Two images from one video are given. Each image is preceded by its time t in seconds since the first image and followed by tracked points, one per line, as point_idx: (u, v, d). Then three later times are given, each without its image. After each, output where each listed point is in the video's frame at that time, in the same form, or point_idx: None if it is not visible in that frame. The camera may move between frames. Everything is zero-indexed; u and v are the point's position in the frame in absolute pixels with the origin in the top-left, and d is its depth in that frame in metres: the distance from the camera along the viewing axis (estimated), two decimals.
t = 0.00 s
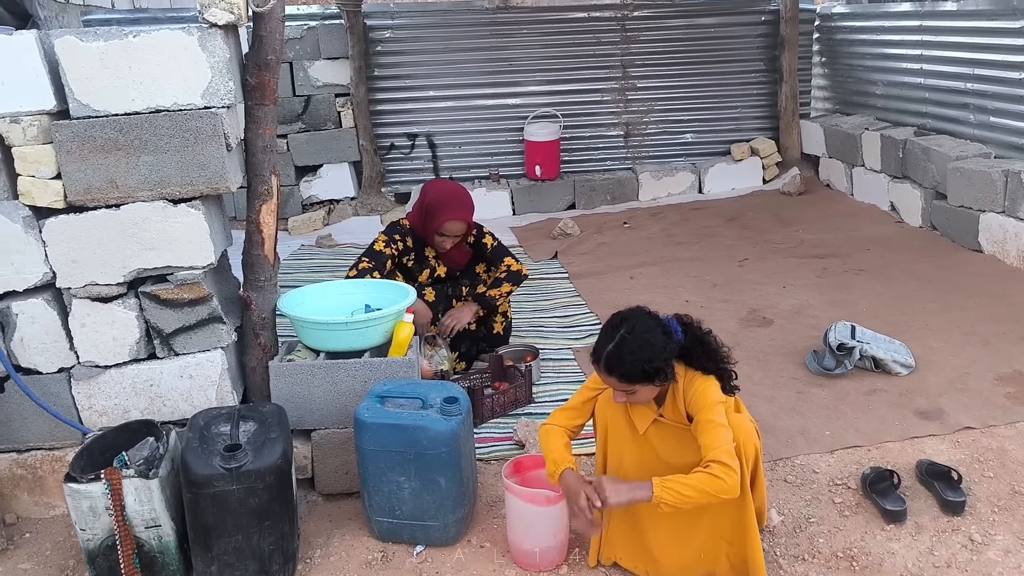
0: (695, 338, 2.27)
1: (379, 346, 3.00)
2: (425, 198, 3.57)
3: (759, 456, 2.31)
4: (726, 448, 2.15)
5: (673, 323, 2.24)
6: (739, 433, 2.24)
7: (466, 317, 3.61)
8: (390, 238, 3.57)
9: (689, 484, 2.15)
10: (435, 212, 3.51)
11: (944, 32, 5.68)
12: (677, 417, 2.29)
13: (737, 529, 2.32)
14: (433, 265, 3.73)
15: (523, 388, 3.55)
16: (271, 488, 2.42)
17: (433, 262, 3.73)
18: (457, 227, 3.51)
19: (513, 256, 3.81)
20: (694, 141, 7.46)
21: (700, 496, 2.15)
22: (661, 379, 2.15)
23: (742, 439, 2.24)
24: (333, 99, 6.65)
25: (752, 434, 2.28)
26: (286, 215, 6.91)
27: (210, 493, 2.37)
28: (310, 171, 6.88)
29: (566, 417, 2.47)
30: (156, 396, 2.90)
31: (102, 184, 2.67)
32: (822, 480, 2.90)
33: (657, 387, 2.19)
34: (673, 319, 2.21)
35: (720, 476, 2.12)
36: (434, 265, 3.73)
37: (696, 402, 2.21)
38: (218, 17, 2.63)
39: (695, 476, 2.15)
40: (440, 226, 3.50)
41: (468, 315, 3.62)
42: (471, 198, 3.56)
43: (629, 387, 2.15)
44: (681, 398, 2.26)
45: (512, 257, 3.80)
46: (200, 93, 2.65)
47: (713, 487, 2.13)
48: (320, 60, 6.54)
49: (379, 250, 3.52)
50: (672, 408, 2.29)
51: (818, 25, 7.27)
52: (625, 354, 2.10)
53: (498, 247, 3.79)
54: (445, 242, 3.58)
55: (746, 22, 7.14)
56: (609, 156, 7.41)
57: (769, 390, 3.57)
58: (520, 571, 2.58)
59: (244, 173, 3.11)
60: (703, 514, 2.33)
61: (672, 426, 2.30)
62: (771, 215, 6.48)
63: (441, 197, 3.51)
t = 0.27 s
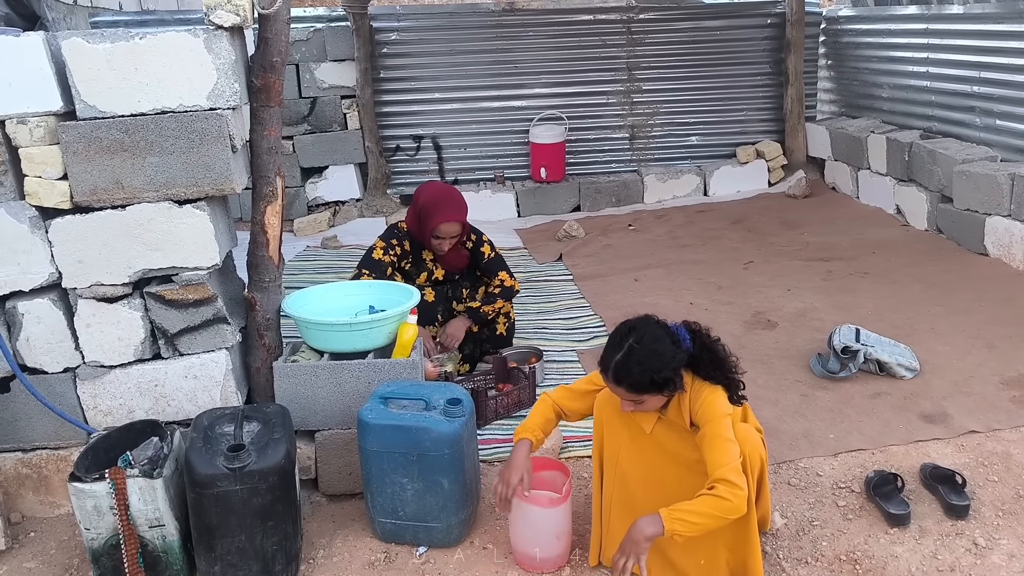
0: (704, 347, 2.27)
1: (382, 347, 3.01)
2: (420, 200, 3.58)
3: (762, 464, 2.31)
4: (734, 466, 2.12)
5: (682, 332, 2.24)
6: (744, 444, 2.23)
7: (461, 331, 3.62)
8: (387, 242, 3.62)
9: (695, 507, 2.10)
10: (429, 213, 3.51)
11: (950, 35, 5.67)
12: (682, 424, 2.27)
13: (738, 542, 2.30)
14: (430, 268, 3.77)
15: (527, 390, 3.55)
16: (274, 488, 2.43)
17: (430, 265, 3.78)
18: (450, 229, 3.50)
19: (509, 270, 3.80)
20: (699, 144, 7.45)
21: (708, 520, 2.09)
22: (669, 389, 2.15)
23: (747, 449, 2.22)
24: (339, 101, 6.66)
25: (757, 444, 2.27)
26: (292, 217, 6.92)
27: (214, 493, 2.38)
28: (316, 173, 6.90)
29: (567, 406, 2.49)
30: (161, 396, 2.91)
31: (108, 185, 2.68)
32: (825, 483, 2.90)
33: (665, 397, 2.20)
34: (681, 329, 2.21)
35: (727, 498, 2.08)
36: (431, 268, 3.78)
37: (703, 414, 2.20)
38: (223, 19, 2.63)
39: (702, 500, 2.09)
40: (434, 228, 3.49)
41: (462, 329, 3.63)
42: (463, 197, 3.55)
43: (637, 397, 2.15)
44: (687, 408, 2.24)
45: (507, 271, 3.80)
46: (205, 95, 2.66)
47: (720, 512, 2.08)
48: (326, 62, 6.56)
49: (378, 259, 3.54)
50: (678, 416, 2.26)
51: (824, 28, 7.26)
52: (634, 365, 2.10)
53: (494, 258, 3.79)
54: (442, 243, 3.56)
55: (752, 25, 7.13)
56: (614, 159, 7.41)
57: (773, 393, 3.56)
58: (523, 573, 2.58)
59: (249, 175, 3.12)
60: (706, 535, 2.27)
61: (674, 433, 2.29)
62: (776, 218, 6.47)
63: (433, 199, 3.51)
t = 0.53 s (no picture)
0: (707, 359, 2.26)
1: (384, 345, 3.02)
2: (415, 200, 3.58)
3: (756, 476, 2.31)
4: (720, 487, 2.13)
5: (685, 342, 2.23)
6: (737, 459, 2.23)
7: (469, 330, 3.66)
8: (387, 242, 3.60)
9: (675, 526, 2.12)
10: (425, 214, 3.52)
11: (953, 35, 5.66)
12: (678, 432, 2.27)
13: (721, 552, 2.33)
14: (429, 267, 3.76)
15: (528, 389, 3.55)
16: (275, 485, 2.43)
17: (429, 265, 3.76)
18: (447, 229, 3.50)
19: (510, 267, 3.81)
20: (701, 143, 7.45)
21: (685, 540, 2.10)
22: (671, 403, 2.15)
23: (740, 464, 2.23)
24: (341, 100, 6.67)
25: (752, 458, 2.26)
26: (294, 216, 6.93)
27: (215, 490, 2.39)
28: (318, 172, 6.91)
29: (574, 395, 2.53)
30: (162, 393, 2.92)
31: (110, 182, 2.69)
32: (826, 482, 2.90)
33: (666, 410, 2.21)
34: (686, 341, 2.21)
35: (708, 520, 2.10)
36: (429, 267, 3.77)
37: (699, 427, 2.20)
38: (225, 17, 2.64)
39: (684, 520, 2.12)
40: (431, 228, 3.49)
41: (469, 328, 3.67)
42: (459, 197, 3.55)
43: (638, 409, 2.16)
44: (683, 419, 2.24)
45: (508, 268, 3.80)
46: (207, 93, 2.67)
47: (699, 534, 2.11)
48: (329, 61, 6.56)
49: (379, 261, 3.52)
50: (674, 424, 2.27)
51: (827, 28, 7.25)
52: (637, 379, 2.10)
53: (495, 256, 3.80)
54: (440, 242, 3.57)
55: (754, 25, 7.13)
56: (616, 158, 7.41)
57: (774, 392, 3.57)
58: (523, 570, 2.59)
59: (251, 173, 3.13)
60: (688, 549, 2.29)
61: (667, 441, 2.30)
62: (778, 218, 6.46)
63: (430, 199, 3.52)
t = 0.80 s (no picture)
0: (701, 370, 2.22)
1: (383, 342, 3.02)
2: (415, 200, 3.57)
3: (746, 487, 2.31)
4: (703, 502, 2.17)
5: (679, 352, 2.21)
6: (727, 472, 2.24)
7: (469, 331, 3.65)
8: (388, 241, 3.59)
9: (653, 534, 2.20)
10: (424, 214, 3.51)
11: (953, 33, 5.66)
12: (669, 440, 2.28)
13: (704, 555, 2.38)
14: (429, 266, 3.76)
15: (527, 386, 3.56)
16: (274, 482, 2.44)
17: (428, 264, 3.76)
18: (446, 230, 3.50)
19: (508, 268, 3.81)
20: (702, 142, 7.45)
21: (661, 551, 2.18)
22: (657, 412, 2.14)
23: (729, 474, 2.24)
24: (341, 97, 6.67)
25: (743, 468, 2.26)
26: (294, 213, 6.93)
27: (214, 486, 2.39)
28: (318, 169, 6.91)
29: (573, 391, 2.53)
30: (161, 390, 2.92)
31: (110, 179, 2.69)
32: (824, 480, 2.90)
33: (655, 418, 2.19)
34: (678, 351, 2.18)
35: (685, 533, 2.17)
36: (429, 267, 3.76)
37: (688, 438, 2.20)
38: (225, 15, 2.66)
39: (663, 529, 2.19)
40: (430, 228, 3.50)
41: (470, 328, 3.66)
42: (459, 197, 3.54)
43: (625, 417, 2.16)
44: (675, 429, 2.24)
45: (507, 269, 3.80)
46: (207, 90, 2.67)
47: (676, 545, 2.18)
48: (329, 58, 6.56)
49: (381, 260, 3.52)
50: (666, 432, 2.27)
51: (827, 26, 7.25)
52: (624, 387, 2.10)
53: (494, 256, 3.81)
54: (440, 242, 3.58)
55: (755, 23, 7.12)
56: (616, 156, 7.41)
57: (773, 390, 3.57)
58: (521, 567, 2.60)
59: (250, 170, 3.13)
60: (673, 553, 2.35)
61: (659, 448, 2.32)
62: (778, 216, 6.46)
63: (428, 199, 3.51)
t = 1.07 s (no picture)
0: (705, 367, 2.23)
1: (384, 339, 3.02)
2: (420, 198, 3.58)
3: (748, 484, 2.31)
4: (702, 505, 2.20)
5: (685, 352, 2.20)
6: (728, 473, 2.22)
7: (464, 334, 3.65)
8: (394, 238, 3.59)
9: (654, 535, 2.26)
10: (431, 211, 3.51)
11: (956, 31, 5.64)
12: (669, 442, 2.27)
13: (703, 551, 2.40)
14: (432, 264, 3.75)
15: (528, 383, 3.56)
16: (275, 478, 2.44)
17: (432, 262, 3.76)
18: (452, 227, 3.51)
19: (507, 270, 3.81)
20: (704, 139, 7.44)
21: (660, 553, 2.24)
22: (672, 416, 2.14)
23: (730, 475, 2.23)
24: (343, 94, 6.67)
25: (743, 469, 2.25)
26: (296, 210, 6.93)
27: (215, 482, 2.39)
28: (320, 165, 6.91)
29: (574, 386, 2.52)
30: (163, 385, 2.93)
31: (111, 174, 2.69)
32: (825, 477, 2.90)
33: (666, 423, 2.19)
34: (685, 353, 2.17)
35: (684, 535, 2.22)
36: (433, 264, 3.76)
37: (691, 441, 2.20)
38: (226, 10, 2.65)
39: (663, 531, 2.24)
40: (437, 226, 3.50)
41: (466, 330, 3.67)
42: (463, 193, 3.55)
43: (640, 422, 2.15)
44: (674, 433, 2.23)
45: (504, 271, 3.80)
46: (208, 85, 2.66)
47: (676, 546, 2.23)
48: (331, 55, 6.56)
49: (387, 258, 3.54)
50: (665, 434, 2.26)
51: (830, 24, 7.23)
52: (640, 395, 2.09)
53: (495, 255, 3.80)
54: (445, 241, 3.59)
55: (757, 20, 7.11)
56: (618, 153, 7.40)
57: (774, 387, 3.57)
58: (521, 564, 2.60)
59: (252, 166, 3.13)
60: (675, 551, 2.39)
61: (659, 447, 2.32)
62: (780, 214, 6.45)
63: (434, 196, 3.51)
